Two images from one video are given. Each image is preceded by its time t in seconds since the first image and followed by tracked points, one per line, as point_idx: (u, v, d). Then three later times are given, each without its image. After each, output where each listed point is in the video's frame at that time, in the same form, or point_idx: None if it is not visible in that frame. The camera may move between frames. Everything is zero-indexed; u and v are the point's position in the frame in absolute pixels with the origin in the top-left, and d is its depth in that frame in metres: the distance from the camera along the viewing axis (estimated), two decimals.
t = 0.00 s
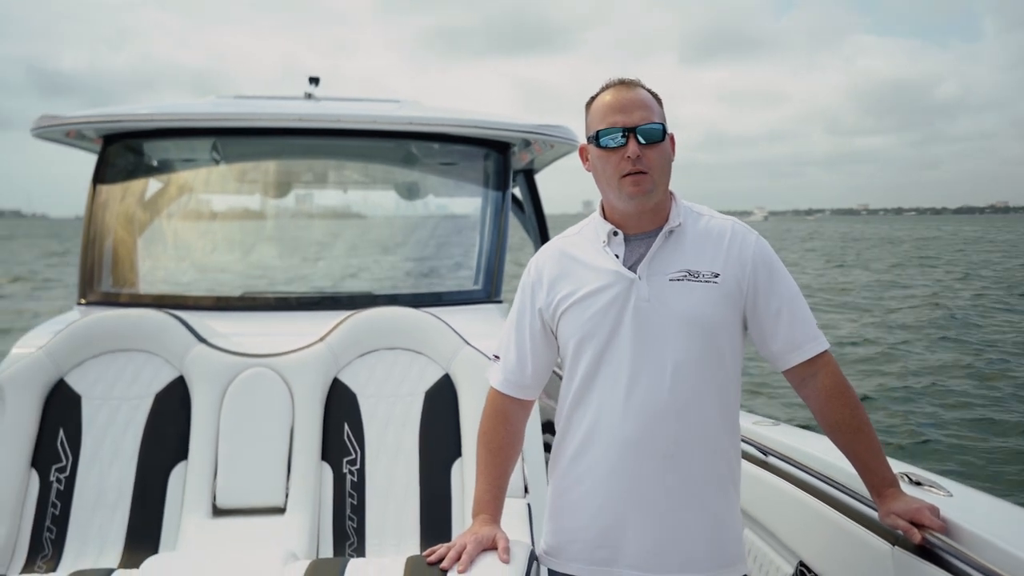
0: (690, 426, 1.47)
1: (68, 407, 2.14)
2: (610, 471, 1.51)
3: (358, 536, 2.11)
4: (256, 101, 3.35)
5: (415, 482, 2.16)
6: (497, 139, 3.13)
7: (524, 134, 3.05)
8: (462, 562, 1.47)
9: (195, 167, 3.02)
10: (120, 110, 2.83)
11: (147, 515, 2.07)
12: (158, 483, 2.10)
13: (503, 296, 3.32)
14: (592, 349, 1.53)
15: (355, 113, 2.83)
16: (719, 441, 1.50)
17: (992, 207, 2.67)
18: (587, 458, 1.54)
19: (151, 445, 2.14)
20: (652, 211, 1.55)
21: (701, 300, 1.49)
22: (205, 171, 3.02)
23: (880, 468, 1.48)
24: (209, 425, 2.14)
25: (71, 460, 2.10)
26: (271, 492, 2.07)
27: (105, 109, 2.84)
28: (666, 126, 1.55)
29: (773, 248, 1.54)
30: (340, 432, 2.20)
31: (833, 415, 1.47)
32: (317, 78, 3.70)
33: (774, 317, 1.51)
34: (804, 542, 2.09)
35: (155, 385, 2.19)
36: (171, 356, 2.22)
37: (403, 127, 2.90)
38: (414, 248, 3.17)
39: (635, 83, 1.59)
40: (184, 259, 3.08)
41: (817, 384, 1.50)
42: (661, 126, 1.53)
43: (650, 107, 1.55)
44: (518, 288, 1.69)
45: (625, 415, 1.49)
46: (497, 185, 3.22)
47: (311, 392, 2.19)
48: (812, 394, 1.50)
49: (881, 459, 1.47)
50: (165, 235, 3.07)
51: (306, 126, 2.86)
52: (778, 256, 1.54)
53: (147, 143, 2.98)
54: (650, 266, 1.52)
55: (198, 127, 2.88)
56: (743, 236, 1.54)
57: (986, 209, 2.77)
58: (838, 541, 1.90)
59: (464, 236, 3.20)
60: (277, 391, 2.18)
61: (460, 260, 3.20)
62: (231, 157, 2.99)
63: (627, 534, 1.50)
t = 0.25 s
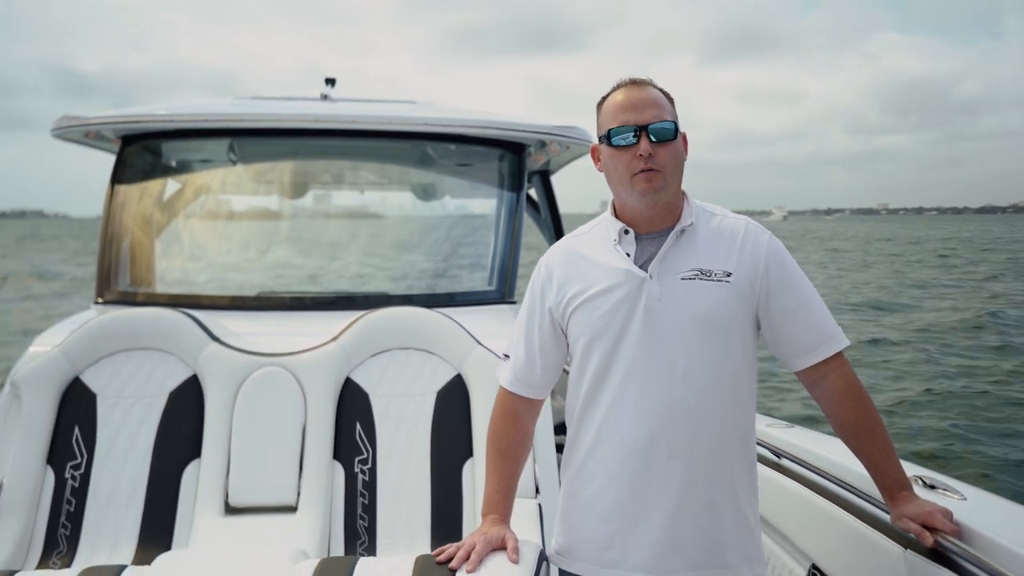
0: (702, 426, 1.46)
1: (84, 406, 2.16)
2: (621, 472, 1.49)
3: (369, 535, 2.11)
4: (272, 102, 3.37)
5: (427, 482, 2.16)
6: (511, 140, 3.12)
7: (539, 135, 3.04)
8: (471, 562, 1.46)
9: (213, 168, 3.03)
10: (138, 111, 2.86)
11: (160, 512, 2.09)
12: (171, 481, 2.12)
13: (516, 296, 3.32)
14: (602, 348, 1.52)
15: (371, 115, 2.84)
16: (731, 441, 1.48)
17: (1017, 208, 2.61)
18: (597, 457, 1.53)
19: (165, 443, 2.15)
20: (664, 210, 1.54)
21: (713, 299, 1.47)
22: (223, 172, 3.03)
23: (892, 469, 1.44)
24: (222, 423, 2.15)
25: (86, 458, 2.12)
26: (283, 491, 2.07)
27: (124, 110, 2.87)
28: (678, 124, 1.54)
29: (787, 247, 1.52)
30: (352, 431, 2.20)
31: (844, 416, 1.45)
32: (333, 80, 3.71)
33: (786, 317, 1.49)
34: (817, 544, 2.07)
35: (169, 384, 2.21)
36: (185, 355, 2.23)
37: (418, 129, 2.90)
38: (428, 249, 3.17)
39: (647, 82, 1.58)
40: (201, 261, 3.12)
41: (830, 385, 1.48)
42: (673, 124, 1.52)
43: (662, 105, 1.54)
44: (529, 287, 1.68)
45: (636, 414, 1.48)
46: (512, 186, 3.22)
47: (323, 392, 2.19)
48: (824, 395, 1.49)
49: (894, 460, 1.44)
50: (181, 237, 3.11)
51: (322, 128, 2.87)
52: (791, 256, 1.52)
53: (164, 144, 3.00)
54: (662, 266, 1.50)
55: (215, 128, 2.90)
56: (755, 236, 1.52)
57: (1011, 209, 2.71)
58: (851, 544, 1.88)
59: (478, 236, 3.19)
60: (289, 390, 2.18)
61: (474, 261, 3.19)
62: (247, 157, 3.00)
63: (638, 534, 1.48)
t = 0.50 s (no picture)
0: (713, 426, 1.44)
1: (97, 404, 2.18)
2: (631, 474, 1.48)
3: (379, 534, 2.11)
4: (286, 103, 3.39)
5: (437, 481, 2.16)
6: (524, 140, 3.11)
7: (552, 135, 3.03)
8: (479, 561, 1.46)
9: (227, 169, 3.05)
10: (153, 112, 2.88)
11: (171, 510, 2.10)
12: (183, 479, 2.13)
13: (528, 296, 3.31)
14: (612, 348, 1.51)
15: (384, 115, 2.84)
16: (742, 442, 1.47)
17: None
18: (607, 458, 1.52)
19: (177, 441, 2.17)
20: (673, 207, 1.53)
21: (724, 299, 1.46)
22: (238, 173, 3.05)
23: (905, 470, 1.44)
24: (233, 422, 2.16)
25: (99, 457, 2.14)
26: (294, 489, 2.08)
27: (139, 111, 2.89)
28: (687, 120, 1.52)
29: (798, 245, 1.50)
30: (362, 430, 2.21)
31: (857, 417, 1.44)
32: (346, 81, 3.72)
33: (797, 317, 1.47)
34: (830, 546, 2.03)
35: (181, 383, 2.22)
36: (196, 354, 2.24)
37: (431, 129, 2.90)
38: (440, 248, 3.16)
39: (656, 79, 1.57)
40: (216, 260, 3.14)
41: (842, 384, 1.46)
42: (682, 120, 1.51)
43: (671, 101, 1.53)
44: (538, 286, 1.67)
45: (646, 415, 1.47)
46: (524, 186, 3.21)
47: (333, 391, 2.20)
48: (836, 395, 1.47)
49: (906, 460, 1.44)
50: (195, 239, 3.12)
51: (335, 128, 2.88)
52: (802, 255, 1.50)
53: (179, 145, 3.02)
54: (671, 265, 1.49)
55: (229, 129, 2.92)
56: (766, 234, 1.51)
57: None
58: (864, 546, 1.85)
59: (490, 237, 3.18)
60: (300, 389, 2.19)
61: (486, 261, 3.18)
62: (261, 158, 3.02)
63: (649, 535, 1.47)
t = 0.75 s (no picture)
0: (721, 426, 1.43)
1: (107, 405, 2.19)
2: (640, 474, 1.47)
3: (388, 534, 2.11)
4: (297, 104, 3.40)
5: (446, 481, 2.15)
6: (534, 140, 3.10)
7: (562, 135, 3.01)
8: (487, 560, 1.46)
9: (239, 170, 3.06)
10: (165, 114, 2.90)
11: (181, 509, 2.10)
12: (192, 478, 2.14)
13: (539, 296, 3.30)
14: (619, 347, 1.49)
15: (394, 116, 2.84)
16: (750, 442, 1.45)
17: None
18: (614, 458, 1.51)
19: (187, 441, 2.17)
20: (680, 204, 1.51)
21: (732, 297, 1.44)
22: (251, 174, 3.05)
23: (916, 469, 1.42)
24: (242, 422, 2.16)
25: (109, 457, 2.15)
26: (303, 489, 2.08)
27: (151, 113, 2.91)
28: (694, 117, 1.51)
29: (807, 243, 1.49)
30: (371, 430, 2.20)
31: (867, 415, 1.42)
32: (357, 81, 3.72)
33: (806, 315, 1.45)
34: (845, 548, 2.00)
35: (191, 383, 2.23)
36: (206, 355, 2.25)
37: (441, 129, 2.89)
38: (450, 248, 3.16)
39: (663, 76, 1.56)
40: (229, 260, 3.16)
41: (852, 383, 1.44)
42: (689, 117, 1.49)
43: (678, 98, 1.52)
44: (545, 285, 1.66)
45: (653, 414, 1.46)
46: (534, 186, 3.18)
47: (342, 391, 2.20)
48: (847, 393, 1.45)
49: (917, 459, 1.42)
50: (208, 239, 3.13)
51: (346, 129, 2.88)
52: (811, 252, 1.48)
53: (190, 146, 3.03)
54: (678, 263, 1.48)
55: (240, 130, 2.92)
56: (775, 232, 1.49)
57: None
58: (879, 549, 1.81)
59: (501, 237, 3.15)
60: (310, 389, 2.19)
61: (496, 261, 3.16)
62: (272, 159, 3.02)
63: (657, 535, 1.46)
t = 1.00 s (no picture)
0: (725, 424, 1.41)
1: (113, 405, 2.19)
2: (643, 471, 1.45)
3: (393, 533, 2.10)
4: (305, 104, 3.39)
5: (451, 481, 2.14)
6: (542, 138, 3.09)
7: (570, 133, 3.00)
8: (490, 560, 1.44)
9: (247, 170, 3.06)
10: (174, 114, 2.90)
11: (187, 509, 2.10)
12: (197, 478, 2.14)
13: (545, 295, 3.29)
14: (623, 344, 1.48)
15: (403, 115, 2.83)
16: (755, 440, 1.43)
17: None
18: (618, 456, 1.49)
19: (192, 441, 2.18)
20: (686, 201, 1.50)
21: (737, 294, 1.42)
22: (259, 174, 3.06)
23: (923, 467, 1.41)
24: (247, 422, 2.16)
25: (114, 457, 2.15)
26: (308, 489, 2.08)
27: (160, 114, 2.91)
28: (700, 114, 1.49)
29: (813, 240, 1.47)
30: (377, 429, 2.20)
31: (874, 413, 1.40)
32: (364, 81, 3.71)
33: (812, 312, 1.44)
34: (853, 548, 1.97)
35: (196, 383, 2.23)
36: (211, 354, 2.25)
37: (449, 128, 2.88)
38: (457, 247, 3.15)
39: (668, 73, 1.55)
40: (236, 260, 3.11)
41: (858, 380, 1.43)
42: (695, 114, 1.48)
43: (683, 95, 1.50)
44: (550, 282, 1.65)
45: (657, 411, 1.44)
46: (542, 184, 3.18)
47: (348, 391, 2.19)
48: (853, 391, 1.44)
49: (924, 457, 1.40)
50: (218, 240, 3.09)
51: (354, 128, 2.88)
52: (817, 250, 1.46)
53: (199, 147, 3.05)
54: (683, 260, 1.46)
55: (247, 130, 2.92)
56: (780, 229, 1.47)
57: None
58: (888, 549, 1.78)
59: (509, 237, 3.15)
60: (315, 389, 2.19)
61: (504, 260, 3.15)
62: (280, 159, 3.02)
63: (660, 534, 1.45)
